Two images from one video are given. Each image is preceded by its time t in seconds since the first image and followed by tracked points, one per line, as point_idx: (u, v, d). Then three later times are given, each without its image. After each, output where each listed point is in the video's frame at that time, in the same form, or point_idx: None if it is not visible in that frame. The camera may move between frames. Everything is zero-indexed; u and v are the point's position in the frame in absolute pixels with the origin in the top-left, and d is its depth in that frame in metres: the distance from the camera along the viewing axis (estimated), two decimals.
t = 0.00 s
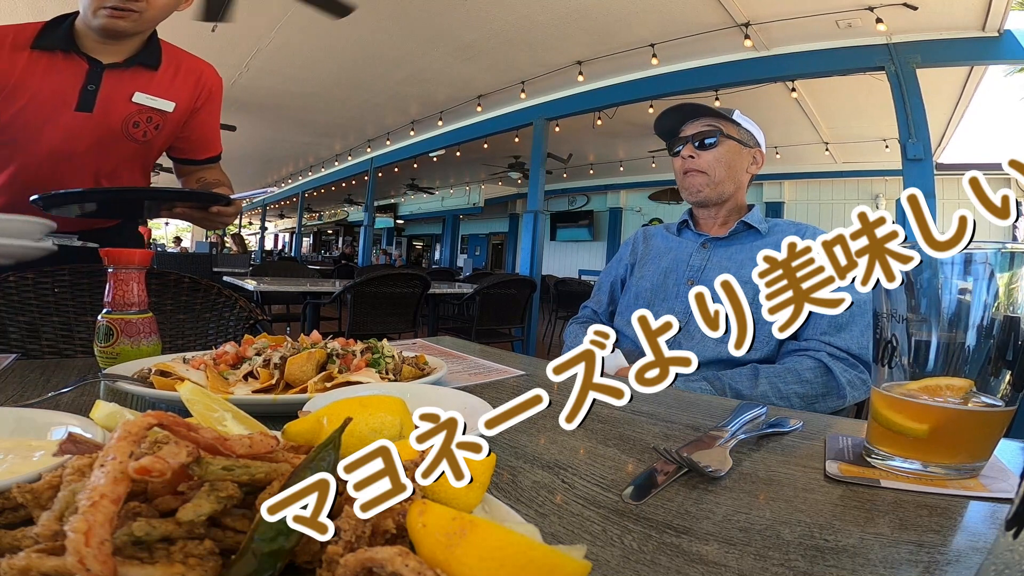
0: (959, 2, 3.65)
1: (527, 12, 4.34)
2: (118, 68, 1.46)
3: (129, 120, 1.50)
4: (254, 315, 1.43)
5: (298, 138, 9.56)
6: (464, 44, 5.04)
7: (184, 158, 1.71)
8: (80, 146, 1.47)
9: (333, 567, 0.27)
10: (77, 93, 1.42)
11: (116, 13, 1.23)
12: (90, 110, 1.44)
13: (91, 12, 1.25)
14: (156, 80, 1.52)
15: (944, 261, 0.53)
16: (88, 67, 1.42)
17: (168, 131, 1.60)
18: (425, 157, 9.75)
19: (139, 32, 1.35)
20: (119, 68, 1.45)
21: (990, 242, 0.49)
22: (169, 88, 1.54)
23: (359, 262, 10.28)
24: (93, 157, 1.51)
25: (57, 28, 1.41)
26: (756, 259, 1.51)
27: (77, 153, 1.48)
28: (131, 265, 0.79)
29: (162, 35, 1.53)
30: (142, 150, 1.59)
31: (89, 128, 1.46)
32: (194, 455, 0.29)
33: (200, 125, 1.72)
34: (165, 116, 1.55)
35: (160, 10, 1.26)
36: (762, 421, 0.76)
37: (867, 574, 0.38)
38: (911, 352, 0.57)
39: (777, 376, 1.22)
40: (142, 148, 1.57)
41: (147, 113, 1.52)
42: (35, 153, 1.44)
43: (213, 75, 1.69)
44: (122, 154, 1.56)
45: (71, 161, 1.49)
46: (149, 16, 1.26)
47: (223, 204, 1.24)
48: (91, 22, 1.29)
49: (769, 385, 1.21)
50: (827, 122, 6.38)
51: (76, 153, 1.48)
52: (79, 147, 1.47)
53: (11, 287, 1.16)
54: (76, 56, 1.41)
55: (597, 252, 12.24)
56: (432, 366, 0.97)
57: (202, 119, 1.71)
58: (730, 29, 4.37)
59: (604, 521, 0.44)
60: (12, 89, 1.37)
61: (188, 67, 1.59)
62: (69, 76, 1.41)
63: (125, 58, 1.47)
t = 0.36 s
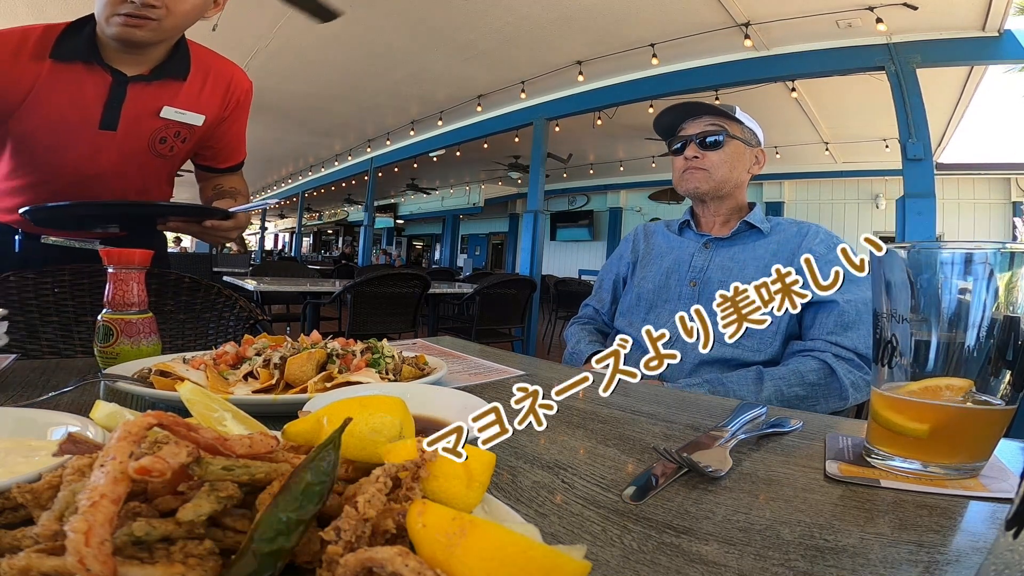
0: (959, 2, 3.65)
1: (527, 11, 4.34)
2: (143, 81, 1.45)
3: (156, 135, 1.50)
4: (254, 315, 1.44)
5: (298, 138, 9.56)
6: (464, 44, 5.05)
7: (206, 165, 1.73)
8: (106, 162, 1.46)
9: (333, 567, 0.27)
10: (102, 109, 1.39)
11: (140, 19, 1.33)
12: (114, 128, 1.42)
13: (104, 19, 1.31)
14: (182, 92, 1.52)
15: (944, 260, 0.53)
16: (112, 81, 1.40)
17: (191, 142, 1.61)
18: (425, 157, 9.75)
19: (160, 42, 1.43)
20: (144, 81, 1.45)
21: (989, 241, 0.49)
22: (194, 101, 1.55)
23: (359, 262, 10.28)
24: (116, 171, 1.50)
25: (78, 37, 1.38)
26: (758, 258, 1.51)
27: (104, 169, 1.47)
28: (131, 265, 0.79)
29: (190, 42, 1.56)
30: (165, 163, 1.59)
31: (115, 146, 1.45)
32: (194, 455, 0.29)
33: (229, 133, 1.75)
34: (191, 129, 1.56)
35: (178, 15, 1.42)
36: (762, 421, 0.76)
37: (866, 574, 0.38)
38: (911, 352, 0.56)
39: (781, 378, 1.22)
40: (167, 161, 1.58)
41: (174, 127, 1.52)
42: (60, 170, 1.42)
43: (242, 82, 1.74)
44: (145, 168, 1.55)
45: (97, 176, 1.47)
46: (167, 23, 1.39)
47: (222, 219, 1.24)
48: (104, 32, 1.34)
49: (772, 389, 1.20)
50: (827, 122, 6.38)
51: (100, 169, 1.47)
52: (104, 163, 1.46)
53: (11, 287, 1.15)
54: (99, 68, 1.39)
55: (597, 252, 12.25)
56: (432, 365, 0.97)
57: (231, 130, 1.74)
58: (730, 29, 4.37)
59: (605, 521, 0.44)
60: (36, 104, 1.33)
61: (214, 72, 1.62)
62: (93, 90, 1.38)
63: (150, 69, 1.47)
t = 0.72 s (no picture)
0: (959, 2, 3.66)
1: (527, 11, 4.34)
2: (148, 88, 1.44)
3: (162, 143, 1.51)
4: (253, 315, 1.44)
5: (298, 138, 9.56)
6: (464, 44, 5.05)
7: (213, 172, 1.77)
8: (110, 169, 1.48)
9: (332, 567, 0.27)
10: (107, 118, 1.39)
11: (140, 24, 1.25)
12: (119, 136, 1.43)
13: (102, 22, 1.25)
14: (188, 100, 1.52)
15: (945, 260, 0.53)
16: (118, 89, 1.39)
17: (195, 149, 1.62)
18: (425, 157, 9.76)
19: (163, 46, 1.36)
20: (149, 89, 1.44)
21: (990, 242, 0.49)
22: (200, 108, 1.55)
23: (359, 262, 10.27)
24: (120, 177, 1.51)
25: (82, 41, 1.35)
26: (760, 257, 1.51)
27: (108, 176, 1.48)
28: (131, 265, 0.79)
29: (197, 45, 1.54)
30: (170, 169, 1.60)
31: (119, 153, 1.46)
32: (194, 454, 0.29)
33: (234, 137, 1.76)
34: (196, 137, 1.58)
35: (180, 19, 1.32)
36: (762, 421, 0.76)
37: (867, 574, 0.38)
38: (911, 352, 0.57)
39: (781, 378, 1.22)
40: (171, 168, 1.59)
41: (180, 135, 1.54)
42: (66, 175, 1.43)
43: (249, 83, 1.75)
44: (150, 175, 1.57)
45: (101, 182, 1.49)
46: (166, 26, 1.30)
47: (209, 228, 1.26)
48: (103, 36, 1.28)
49: (773, 389, 1.21)
50: (827, 121, 6.38)
51: (104, 176, 1.48)
52: (108, 170, 1.48)
53: (11, 287, 1.14)
54: (102, 75, 1.36)
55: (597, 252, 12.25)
56: (432, 366, 0.97)
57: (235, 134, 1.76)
58: (730, 29, 4.37)
59: (605, 521, 0.44)
60: (41, 111, 1.32)
61: (219, 75, 1.62)
62: (98, 99, 1.37)
63: (153, 76, 1.45)
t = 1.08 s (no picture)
0: (959, 2, 3.66)
1: (527, 11, 4.33)
2: (144, 89, 1.42)
3: (158, 144, 1.50)
4: (253, 315, 1.44)
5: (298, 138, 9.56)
6: (464, 44, 5.05)
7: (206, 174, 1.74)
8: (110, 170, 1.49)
9: (333, 567, 0.27)
10: (103, 120, 1.39)
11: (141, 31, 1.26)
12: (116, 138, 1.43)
13: (103, 29, 1.25)
14: (184, 100, 1.49)
15: (944, 260, 0.53)
16: (113, 90, 1.38)
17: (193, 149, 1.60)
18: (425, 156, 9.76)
19: (164, 50, 1.36)
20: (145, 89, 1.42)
21: (989, 242, 0.49)
22: (197, 109, 1.53)
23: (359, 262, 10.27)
24: (120, 177, 1.52)
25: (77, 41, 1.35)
26: (755, 259, 1.51)
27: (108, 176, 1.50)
28: (131, 265, 0.79)
29: (192, 44, 1.52)
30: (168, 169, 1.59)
31: (117, 154, 1.46)
32: (194, 454, 0.29)
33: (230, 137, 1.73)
34: (192, 137, 1.55)
35: (181, 24, 1.31)
36: (762, 421, 0.76)
37: (867, 574, 0.38)
38: (911, 352, 0.57)
39: (780, 384, 1.22)
40: (169, 169, 1.59)
41: (176, 135, 1.51)
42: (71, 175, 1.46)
43: (247, 82, 1.73)
44: (148, 175, 1.57)
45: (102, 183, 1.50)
46: (167, 32, 1.29)
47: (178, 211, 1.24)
48: (105, 41, 1.29)
49: (774, 395, 1.20)
50: (827, 121, 6.38)
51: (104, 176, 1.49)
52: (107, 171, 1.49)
53: (10, 287, 1.14)
54: (98, 75, 1.36)
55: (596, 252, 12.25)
56: (432, 365, 0.97)
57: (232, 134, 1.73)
58: (730, 29, 4.37)
59: (605, 521, 0.44)
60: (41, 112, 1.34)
61: (217, 73, 1.59)
62: (95, 101, 1.37)
63: (151, 76, 1.43)
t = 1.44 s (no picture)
0: (959, 2, 3.66)
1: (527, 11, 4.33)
2: (134, 87, 1.42)
3: (147, 140, 1.50)
4: (253, 315, 1.43)
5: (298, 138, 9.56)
6: (464, 44, 5.05)
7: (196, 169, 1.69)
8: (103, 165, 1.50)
9: (333, 567, 0.27)
10: (94, 117, 1.39)
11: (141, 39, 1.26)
12: (107, 136, 1.43)
13: (102, 35, 1.25)
14: (173, 96, 1.48)
15: (945, 260, 0.53)
16: (102, 89, 1.38)
17: (185, 145, 1.60)
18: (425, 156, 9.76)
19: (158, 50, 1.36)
20: (135, 86, 1.42)
21: (990, 242, 0.49)
22: (186, 104, 1.51)
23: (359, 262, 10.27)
24: (115, 173, 1.53)
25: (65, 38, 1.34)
26: (759, 257, 1.51)
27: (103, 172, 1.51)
28: (131, 265, 0.79)
29: (182, 42, 1.50)
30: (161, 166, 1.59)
31: (110, 152, 1.47)
32: (194, 455, 0.29)
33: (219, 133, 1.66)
34: (182, 133, 1.54)
35: (178, 27, 1.31)
36: (762, 421, 0.76)
37: (866, 574, 0.38)
38: (912, 351, 0.57)
39: (781, 378, 1.22)
40: (161, 164, 1.59)
41: (165, 131, 1.51)
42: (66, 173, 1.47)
43: (238, 75, 1.69)
44: (141, 172, 1.57)
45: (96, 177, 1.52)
46: (165, 36, 1.29)
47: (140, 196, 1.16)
48: (101, 44, 1.29)
49: (774, 389, 1.21)
50: (827, 121, 6.37)
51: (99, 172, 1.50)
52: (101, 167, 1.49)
53: (11, 287, 1.14)
54: (87, 74, 1.35)
55: (596, 252, 12.25)
56: (432, 365, 0.97)
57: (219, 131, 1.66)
58: (730, 29, 4.37)
59: (605, 521, 0.44)
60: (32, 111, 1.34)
61: (208, 70, 1.57)
62: (85, 99, 1.37)
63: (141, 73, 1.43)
